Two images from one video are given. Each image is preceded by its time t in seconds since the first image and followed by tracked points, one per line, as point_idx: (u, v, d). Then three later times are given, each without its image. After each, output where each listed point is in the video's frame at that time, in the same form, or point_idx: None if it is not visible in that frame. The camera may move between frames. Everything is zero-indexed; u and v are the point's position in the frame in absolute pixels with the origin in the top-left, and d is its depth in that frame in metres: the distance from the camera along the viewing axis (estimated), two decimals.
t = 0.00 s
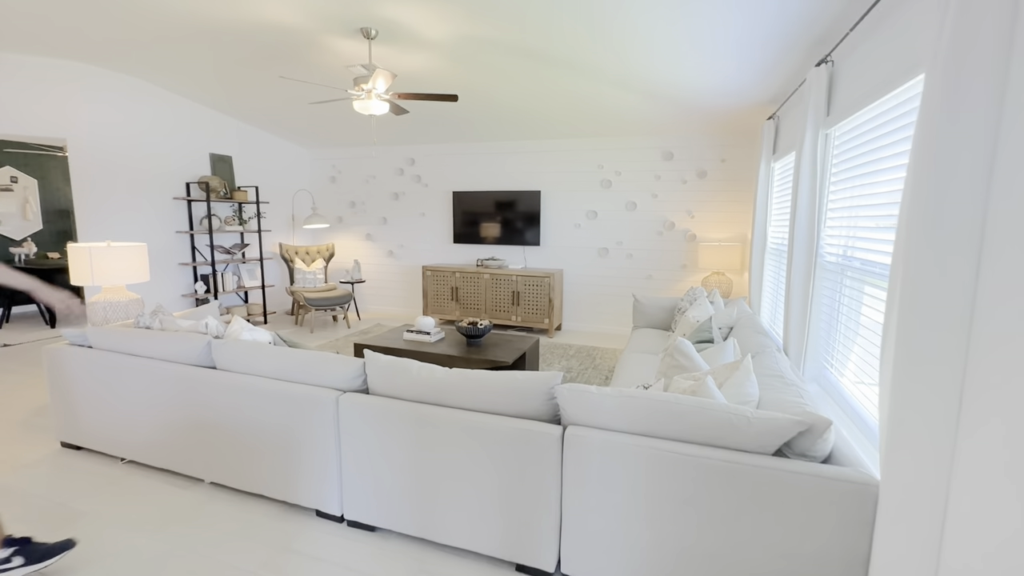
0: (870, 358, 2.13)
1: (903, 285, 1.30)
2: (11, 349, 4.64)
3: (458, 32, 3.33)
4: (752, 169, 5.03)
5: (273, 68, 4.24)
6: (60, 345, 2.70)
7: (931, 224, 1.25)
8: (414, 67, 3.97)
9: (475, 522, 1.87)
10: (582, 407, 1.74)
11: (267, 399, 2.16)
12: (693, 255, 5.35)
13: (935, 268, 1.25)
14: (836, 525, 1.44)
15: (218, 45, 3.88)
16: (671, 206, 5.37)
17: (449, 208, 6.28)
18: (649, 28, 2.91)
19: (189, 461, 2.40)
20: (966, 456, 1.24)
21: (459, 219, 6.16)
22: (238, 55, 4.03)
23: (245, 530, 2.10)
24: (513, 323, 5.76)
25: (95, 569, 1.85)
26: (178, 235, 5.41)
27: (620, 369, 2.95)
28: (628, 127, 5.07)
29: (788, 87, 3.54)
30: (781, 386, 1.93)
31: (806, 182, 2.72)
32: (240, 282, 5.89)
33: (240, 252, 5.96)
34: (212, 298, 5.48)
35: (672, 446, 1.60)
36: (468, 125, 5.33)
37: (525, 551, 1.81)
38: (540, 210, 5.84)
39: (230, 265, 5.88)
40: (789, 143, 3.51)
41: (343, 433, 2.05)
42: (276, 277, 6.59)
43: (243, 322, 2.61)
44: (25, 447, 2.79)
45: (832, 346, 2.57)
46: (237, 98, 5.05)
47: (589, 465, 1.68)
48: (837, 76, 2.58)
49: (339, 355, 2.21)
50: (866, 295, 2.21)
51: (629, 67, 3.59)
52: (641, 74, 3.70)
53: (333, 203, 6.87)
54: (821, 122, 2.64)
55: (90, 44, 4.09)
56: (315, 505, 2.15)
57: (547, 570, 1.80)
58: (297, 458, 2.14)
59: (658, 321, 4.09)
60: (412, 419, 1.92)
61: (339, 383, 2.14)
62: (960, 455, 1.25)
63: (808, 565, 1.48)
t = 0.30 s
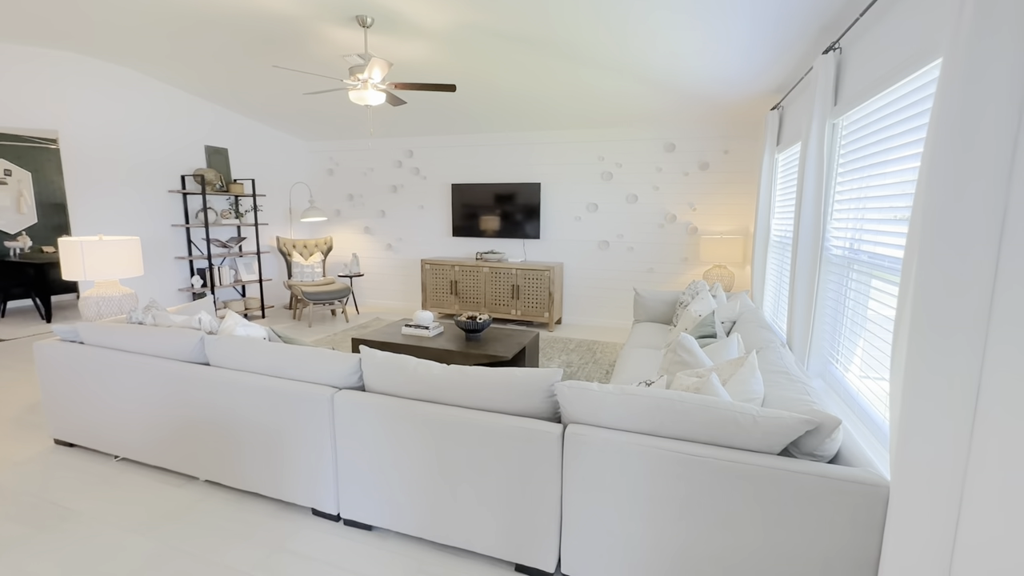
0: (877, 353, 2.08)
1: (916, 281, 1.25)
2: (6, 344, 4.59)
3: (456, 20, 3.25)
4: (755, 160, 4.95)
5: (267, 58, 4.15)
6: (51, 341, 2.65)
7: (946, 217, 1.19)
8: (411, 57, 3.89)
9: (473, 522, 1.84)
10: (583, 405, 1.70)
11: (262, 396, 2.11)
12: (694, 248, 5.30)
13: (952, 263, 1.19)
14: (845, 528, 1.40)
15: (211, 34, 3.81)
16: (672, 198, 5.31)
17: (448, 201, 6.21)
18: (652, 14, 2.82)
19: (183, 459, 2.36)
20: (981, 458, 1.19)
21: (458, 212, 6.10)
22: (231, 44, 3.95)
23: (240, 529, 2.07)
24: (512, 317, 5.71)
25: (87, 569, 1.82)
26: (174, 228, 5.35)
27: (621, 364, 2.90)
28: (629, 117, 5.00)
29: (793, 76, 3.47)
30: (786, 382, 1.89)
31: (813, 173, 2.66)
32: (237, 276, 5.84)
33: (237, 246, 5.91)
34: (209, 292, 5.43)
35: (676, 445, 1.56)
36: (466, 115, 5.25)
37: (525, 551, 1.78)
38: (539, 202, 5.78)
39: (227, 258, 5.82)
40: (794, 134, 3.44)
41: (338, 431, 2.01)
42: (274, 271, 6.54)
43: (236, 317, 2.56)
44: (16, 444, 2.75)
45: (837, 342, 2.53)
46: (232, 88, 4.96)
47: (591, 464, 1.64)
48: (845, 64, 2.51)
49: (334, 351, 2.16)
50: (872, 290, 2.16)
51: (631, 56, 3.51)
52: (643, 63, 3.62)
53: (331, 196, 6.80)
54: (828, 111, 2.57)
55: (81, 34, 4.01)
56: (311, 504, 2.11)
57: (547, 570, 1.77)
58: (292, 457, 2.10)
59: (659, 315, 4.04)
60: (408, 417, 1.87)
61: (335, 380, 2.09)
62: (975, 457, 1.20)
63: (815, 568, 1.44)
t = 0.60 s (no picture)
0: (875, 349, 2.08)
1: (921, 279, 1.23)
2: None
3: (452, 13, 3.20)
4: (752, 156, 4.94)
5: (258, 50, 4.08)
6: (40, 339, 2.60)
7: (952, 214, 1.18)
8: (406, 50, 3.84)
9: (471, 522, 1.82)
10: (582, 403, 1.68)
11: (256, 394, 2.08)
12: (691, 244, 5.29)
13: (958, 260, 1.17)
14: (847, 527, 1.39)
15: (202, 27, 3.74)
16: (669, 193, 5.29)
17: (444, 196, 6.17)
18: (651, 7, 2.78)
19: (176, 459, 2.33)
20: (986, 457, 1.18)
21: (454, 208, 6.06)
22: (223, 37, 3.88)
23: (234, 529, 2.04)
24: (509, 313, 5.69)
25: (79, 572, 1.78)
26: (166, 224, 5.28)
27: (620, 361, 2.88)
28: (626, 112, 4.96)
29: (791, 71, 3.44)
30: (786, 379, 1.87)
31: (813, 168, 2.64)
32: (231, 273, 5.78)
33: (231, 242, 5.84)
34: (203, 289, 5.37)
35: (677, 444, 1.54)
36: (462, 110, 5.20)
37: (524, 551, 1.76)
38: (536, 197, 5.75)
39: (221, 255, 5.77)
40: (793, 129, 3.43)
41: (334, 430, 1.98)
42: (268, 267, 6.48)
43: (230, 314, 2.52)
44: (6, 443, 2.71)
45: (836, 338, 2.52)
46: (224, 82, 4.89)
47: (591, 463, 1.62)
48: (846, 58, 2.49)
49: (330, 349, 2.13)
50: (871, 286, 2.15)
51: (630, 50, 3.48)
52: (641, 57, 3.59)
53: (326, 191, 6.74)
54: (828, 106, 2.56)
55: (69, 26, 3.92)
56: (307, 504, 2.09)
57: (546, 569, 1.75)
58: (287, 457, 2.07)
59: (656, 311, 4.03)
60: (405, 416, 1.85)
61: (330, 379, 2.06)
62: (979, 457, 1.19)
63: (816, 567, 1.43)
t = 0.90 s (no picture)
0: (876, 346, 2.08)
1: (925, 278, 1.22)
2: None
3: (451, 8, 3.18)
4: (752, 152, 4.92)
5: (255, 46, 4.04)
6: (37, 338, 2.58)
7: (957, 210, 1.16)
8: (403, 46, 3.82)
9: (472, 521, 1.81)
10: (583, 401, 1.67)
11: (255, 393, 2.07)
12: (691, 240, 5.28)
13: (964, 257, 1.16)
14: (849, 525, 1.39)
15: (197, 22, 3.71)
16: (669, 190, 5.28)
17: (443, 193, 6.14)
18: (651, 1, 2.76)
19: (175, 458, 2.31)
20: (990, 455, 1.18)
21: (453, 205, 6.04)
22: (219, 32, 3.84)
23: (234, 529, 2.03)
24: (508, 310, 5.68)
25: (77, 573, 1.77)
26: (163, 222, 5.25)
27: (620, 359, 2.87)
28: (626, 108, 4.94)
29: (792, 66, 3.43)
30: (788, 376, 1.87)
31: (814, 163, 2.63)
32: (228, 270, 5.75)
33: (228, 240, 5.82)
34: (200, 286, 5.34)
35: (679, 441, 1.53)
36: (461, 106, 5.17)
37: (525, 549, 1.76)
38: (534, 194, 5.73)
39: (218, 252, 5.74)
40: (793, 125, 3.41)
41: (334, 429, 1.97)
42: (266, 264, 6.45)
43: (228, 312, 2.50)
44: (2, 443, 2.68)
45: (836, 334, 2.52)
46: (221, 78, 4.85)
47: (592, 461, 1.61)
48: (847, 53, 2.47)
49: (329, 348, 2.12)
50: (872, 282, 2.15)
51: (630, 46, 3.46)
52: (641, 53, 3.57)
53: (323, 188, 6.71)
54: (829, 102, 2.55)
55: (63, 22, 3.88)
56: (307, 503, 2.08)
57: (547, 568, 1.75)
58: (287, 456, 2.06)
59: (656, 308, 4.02)
60: (405, 415, 1.84)
61: (330, 377, 2.05)
62: (983, 455, 1.18)
63: (817, 564, 1.43)
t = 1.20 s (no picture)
0: (873, 341, 2.08)
1: (921, 274, 1.22)
2: None
3: (446, 4, 3.16)
4: (749, 149, 4.93)
5: (248, 42, 4.01)
6: (30, 337, 2.55)
7: (956, 205, 1.16)
8: (398, 42, 3.79)
9: (470, 519, 1.81)
10: (581, 399, 1.66)
11: (251, 391, 2.06)
12: (688, 237, 5.28)
13: (962, 253, 1.16)
14: (847, 521, 1.39)
15: (190, 18, 3.67)
16: (665, 187, 5.28)
17: (439, 190, 6.12)
18: None
19: (170, 458, 2.30)
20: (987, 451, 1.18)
21: (449, 202, 6.02)
22: (212, 28, 3.80)
23: (230, 528, 2.02)
24: (505, 308, 5.67)
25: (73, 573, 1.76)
26: (157, 220, 5.21)
27: (617, 356, 2.87)
28: (623, 105, 4.93)
29: (789, 63, 3.42)
30: (785, 372, 1.87)
31: (811, 160, 2.63)
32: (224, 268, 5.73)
33: (224, 238, 5.79)
34: (195, 285, 5.30)
35: (676, 438, 1.53)
36: (457, 102, 5.14)
37: (523, 547, 1.75)
38: (531, 191, 5.72)
39: (213, 251, 5.71)
40: (790, 121, 3.41)
41: (330, 427, 1.96)
42: (262, 263, 6.42)
43: (223, 311, 2.48)
44: None
45: (833, 331, 2.52)
46: (214, 74, 4.81)
47: (590, 459, 1.61)
48: (844, 49, 2.47)
49: (325, 346, 2.11)
50: (868, 278, 2.16)
51: (627, 43, 3.45)
52: (638, 49, 3.56)
53: (319, 186, 6.67)
54: (826, 98, 2.55)
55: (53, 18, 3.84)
56: (304, 502, 2.07)
57: (545, 565, 1.75)
58: (283, 455, 2.05)
59: (653, 305, 4.02)
60: (402, 413, 1.83)
61: (326, 376, 2.04)
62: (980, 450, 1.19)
63: (815, 560, 1.43)
